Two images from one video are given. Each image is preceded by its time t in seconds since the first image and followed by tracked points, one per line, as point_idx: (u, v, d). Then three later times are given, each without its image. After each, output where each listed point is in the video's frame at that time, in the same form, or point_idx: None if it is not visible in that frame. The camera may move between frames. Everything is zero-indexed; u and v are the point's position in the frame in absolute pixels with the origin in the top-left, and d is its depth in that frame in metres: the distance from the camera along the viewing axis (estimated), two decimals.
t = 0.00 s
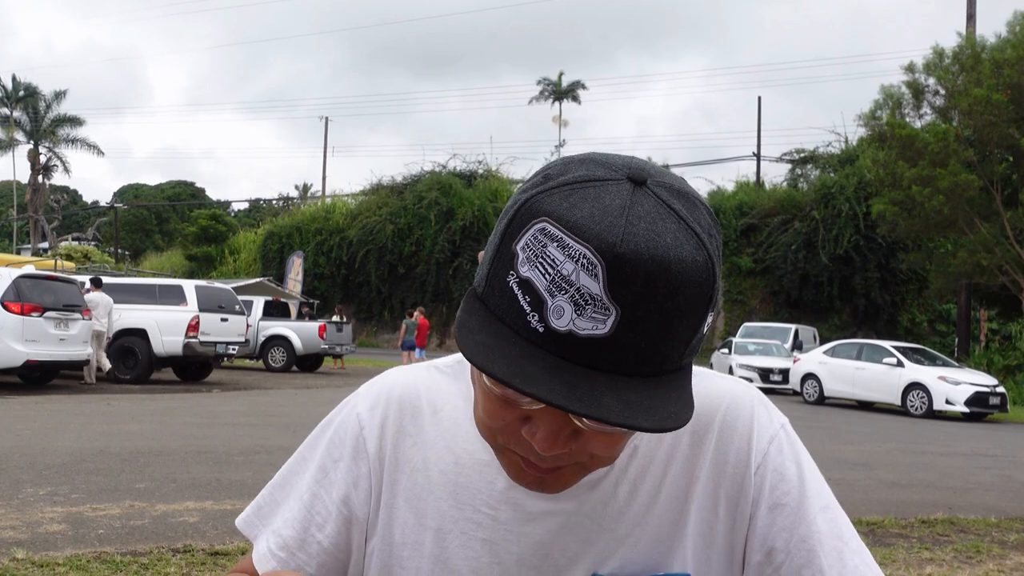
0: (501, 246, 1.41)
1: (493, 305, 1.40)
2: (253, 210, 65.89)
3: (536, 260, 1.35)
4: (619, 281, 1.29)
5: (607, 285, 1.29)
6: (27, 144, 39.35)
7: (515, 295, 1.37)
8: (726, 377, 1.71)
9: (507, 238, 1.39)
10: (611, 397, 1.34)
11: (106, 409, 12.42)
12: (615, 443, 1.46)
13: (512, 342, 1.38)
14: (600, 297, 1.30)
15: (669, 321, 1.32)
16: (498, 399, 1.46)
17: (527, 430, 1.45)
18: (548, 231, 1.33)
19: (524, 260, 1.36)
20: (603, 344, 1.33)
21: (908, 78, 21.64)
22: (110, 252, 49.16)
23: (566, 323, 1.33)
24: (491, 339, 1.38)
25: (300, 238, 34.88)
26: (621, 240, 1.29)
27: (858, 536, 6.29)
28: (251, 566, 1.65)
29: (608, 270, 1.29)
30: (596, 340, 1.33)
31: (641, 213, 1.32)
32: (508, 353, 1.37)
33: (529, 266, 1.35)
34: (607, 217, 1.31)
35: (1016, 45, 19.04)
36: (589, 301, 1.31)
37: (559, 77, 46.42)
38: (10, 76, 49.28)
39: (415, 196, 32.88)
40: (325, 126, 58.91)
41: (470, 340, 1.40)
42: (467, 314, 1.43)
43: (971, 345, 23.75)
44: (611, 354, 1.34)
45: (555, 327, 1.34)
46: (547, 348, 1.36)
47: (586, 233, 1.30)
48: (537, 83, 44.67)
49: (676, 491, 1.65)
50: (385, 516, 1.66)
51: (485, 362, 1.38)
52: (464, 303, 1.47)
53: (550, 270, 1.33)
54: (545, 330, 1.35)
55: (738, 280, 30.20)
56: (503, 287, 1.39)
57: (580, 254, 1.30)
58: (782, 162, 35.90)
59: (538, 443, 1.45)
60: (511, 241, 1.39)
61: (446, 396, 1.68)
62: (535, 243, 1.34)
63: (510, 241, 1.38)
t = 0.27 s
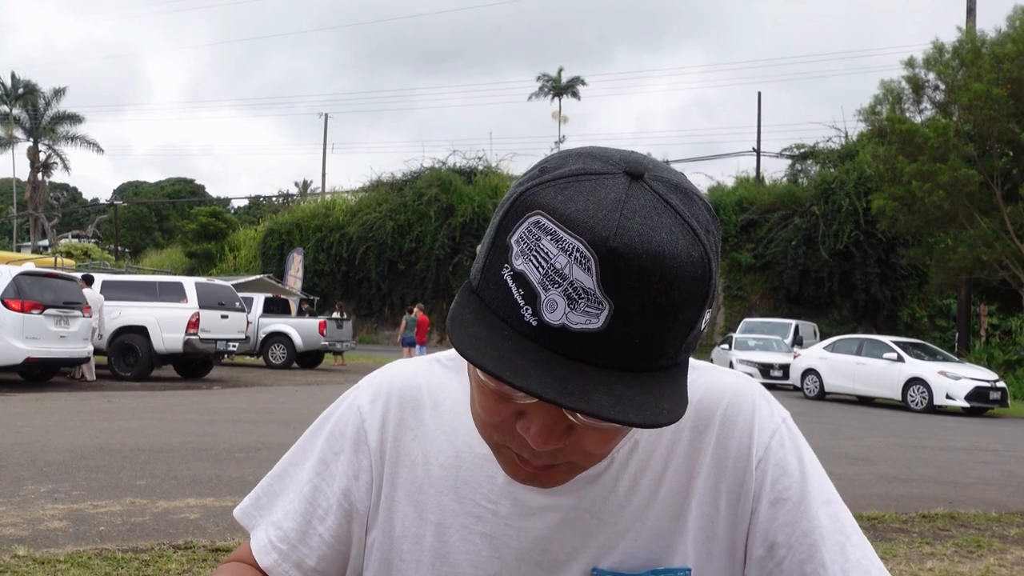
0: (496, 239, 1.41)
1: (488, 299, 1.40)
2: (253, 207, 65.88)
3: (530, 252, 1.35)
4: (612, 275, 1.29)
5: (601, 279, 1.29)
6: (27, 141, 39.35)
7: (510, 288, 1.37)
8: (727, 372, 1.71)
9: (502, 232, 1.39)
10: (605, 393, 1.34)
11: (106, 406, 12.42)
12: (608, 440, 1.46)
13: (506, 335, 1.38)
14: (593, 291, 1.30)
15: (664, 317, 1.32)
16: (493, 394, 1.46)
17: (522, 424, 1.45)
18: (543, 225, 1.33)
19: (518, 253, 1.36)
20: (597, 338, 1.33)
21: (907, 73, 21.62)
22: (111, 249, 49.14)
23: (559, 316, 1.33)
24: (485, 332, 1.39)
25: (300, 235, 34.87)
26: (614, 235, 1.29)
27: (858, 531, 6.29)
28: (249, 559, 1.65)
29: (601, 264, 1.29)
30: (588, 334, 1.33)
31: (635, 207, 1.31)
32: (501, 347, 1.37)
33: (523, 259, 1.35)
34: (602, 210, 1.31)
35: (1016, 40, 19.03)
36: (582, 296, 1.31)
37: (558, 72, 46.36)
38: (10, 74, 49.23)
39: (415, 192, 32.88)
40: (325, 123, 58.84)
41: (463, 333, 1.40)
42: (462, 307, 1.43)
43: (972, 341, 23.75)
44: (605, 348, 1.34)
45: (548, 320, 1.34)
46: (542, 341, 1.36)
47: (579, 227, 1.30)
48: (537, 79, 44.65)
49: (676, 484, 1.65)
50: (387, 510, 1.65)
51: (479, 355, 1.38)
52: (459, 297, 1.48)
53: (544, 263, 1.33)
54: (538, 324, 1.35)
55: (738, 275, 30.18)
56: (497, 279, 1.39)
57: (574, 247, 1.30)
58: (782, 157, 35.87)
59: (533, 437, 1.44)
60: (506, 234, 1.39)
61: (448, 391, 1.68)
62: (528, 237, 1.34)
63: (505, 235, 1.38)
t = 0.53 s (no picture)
0: (493, 231, 1.41)
1: (485, 291, 1.40)
2: (252, 204, 65.83)
3: (526, 244, 1.34)
4: (608, 266, 1.28)
5: (597, 271, 1.29)
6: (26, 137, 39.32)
7: (505, 281, 1.37)
8: (727, 364, 1.71)
9: (498, 224, 1.39)
10: (602, 385, 1.34)
11: (106, 403, 12.42)
12: (607, 433, 1.46)
13: (503, 327, 1.37)
14: (589, 281, 1.29)
15: (662, 307, 1.31)
16: (492, 388, 1.45)
17: (519, 417, 1.45)
18: (539, 215, 1.32)
19: (514, 245, 1.36)
20: (594, 330, 1.33)
21: (908, 68, 21.58)
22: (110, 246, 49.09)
23: (556, 308, 1.33)
24: (481, 324, 1.38)
25: (299, 231, 34.85)
26: (611, 225, 1.28)
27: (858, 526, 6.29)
28: (250, 553, 1.66)
29: (597, 256, 1.28)
30: (586, 326, 1.33)
31: (631, 198, 1.31)
32: (499, 339, 1.36)
33: (519, 251, 1.35)
34: (597, 202, 1.31)
35: (1016, 35, 19.00)
36: (579, 287, 1.31)
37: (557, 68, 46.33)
38: (9, 70, 49.23)
39: (415, 188, 32.86)
40: (325, 119, 58.76)
41: (461, 325, 1.40)
42: (458, 301, 1.43)
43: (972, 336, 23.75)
44: (602, 340, 1.33)
45: (544, 312, 1.34)
46: (539, 334, 1.35)
47: (576, 217, 1.30)
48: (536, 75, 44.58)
49: (677, 477, 1.64)
50: (387, 504, 1.65)
51: (476, 348, 1.38)
52: (456, 290, 1.47)
53: (539, 255, 1.33)
54: (535, 316, 1.35)
55: (738, 271, 30.15)
56: (494, 272, 1.39)
57: (569, 239, 1.30)
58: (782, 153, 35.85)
59: (531, 431, 1.44)
60: (502, 226, 1.38)
61: (447, 384, 1.68)
62: (524, 229, 1.34)
63: (500, 227, 1.38)
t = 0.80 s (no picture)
0: (491, 224, 1.41)
1: (484, 284, 1.40)
2: (252, 199, 65.75)
3: (526, 237, 1.34)
4: (608, 259, 1.28)
5: (596, 262, 1.28)
6: (26, 133, 39.26)
7: (505, 273, 1.37)
8: (727, 358, 1.71)
9: (497, 217, 1.39)
10: (601, 379, 1.34)
11: (106, 397, 12.42)
12: (606, 427, 1.46)
13: (502, 321, 1.37)
14: (589, 275, 1.29)
15: (662, 300, 1.31)
16: (491, 381, 1.45)
17: (519, 411, 1.44)
18: (538, 209, 1.32)
19: (514, 238, 1.35)
20: (594, 324, 1.32)
21: (907, 62, 21.55)
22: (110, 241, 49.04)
23: (556, 301, 1.33)
24: (480, 317, 1.38)
25: (299, 226, 34.81)
26: (610, 217, 1.28)
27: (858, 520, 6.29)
28: (249, 546, 1.65)
29: (597, 248, 1.28)
30: (585, 318, 1.33)
31: (631, 191, 1.31)
32: (498, 332, 1.36)
33: (518, 244, 1.35)
34: (597, 194, 1.30)
35: (1016, 29, 18.98)
36: (579, 280, 1.30)
37: (557, 62, 46.24)
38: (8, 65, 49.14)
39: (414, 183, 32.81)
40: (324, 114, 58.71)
41: (460, 318, 1.40)
42: (457, 294, 1.43)
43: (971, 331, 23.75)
44: (602, 334, 1.33)
45: (544, 305, 1.34)
46: (539, 327, 1.35)
47: (575, 210, 1.30)
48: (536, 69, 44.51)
49: (677, 470, 1.64)
50: (385, 498, 1.65)
51: (474, 340, 1.37)
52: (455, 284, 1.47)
53: (539, 248, 1.33)
54: (534, 309, 1.35)
55: (738, 266, 30.12)
56: (494, 265, 1.38)
57: (568, 232, 1.30)
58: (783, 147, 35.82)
59: (530, 424, 1.44)
60: (502, 219, 1.38)
61: (445, 378, 1.67)
62: (523, 221, 1.34)
63: (499, 220, 1.38)
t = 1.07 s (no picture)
0: (495, 218, 1.41)
1: (486, 278, 1.40)
2: (251, 194, 65.68)
3: (529, 230, 1.34)
4: (612, 252, 1.28)
5: (600, 257, 1.28)
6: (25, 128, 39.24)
7: (508, 267, 1.37)
8: (727, 352, 1.71)
9: (501, 210, 1.39)
10: (603, 372, 1.34)
11: (106, 392, 12.43)
12: (607, 420, 1.46)
13: (505, 314, 1.37)
14: (593, 269, 1.29)
15: (665, 294, 1.31)
16: (493, 373, 1.45)
17: (521, 405, 1.44)
18: (543, 202, 1.32)
19: (517, 231, 1.36)
20: (597, 317, 1.32)
21: (907, 56, 21.54)
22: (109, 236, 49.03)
23: (559, 296, 1.33)
24: (482, 309, 1.38)
25: (298, 221, 34.80)
26: (615, 212, 1.28)
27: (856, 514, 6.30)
28: (248, 538, 1.66)
29: (601, 242, 1.28)
30: (588, 312, 1.33)
31: (636, 184, 1.31)
32: (500, 325, 1.36)
33: (522, 238, 1.35)
34: (602, 187, 1.30)
35: (1016, 23, 18.97)
36: (582, 274, 1.31)
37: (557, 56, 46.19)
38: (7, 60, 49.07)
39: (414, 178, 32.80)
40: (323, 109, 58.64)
41: (462, 312, 1.40)
42: (459, 286, 1.43)
43: (970, 325, 23.77)
44: (605, 327, 1.33)
45: (547, 300, 1.34)
46: (542, 321, 1.35)
47: (580, 204, 1.30)
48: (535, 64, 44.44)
49: (677, 462, 1.64)
50: (385, 491, 1.66)
51: (476, 333, 1.37)
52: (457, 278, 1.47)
53: (543, 241, 1.33)
54: (537, 303, 1.35)
55: (737, 260, 30.10)
56: (496, 258, 1.39)
57: (573, 226, 1.30)
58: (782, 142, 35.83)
59: (531, 417, 1.44)
60: (506, 213, 1.38)
61: (445, 371, 1.67)
62: (528, 215, 1.34)
63: (503, 214, 1.38)
